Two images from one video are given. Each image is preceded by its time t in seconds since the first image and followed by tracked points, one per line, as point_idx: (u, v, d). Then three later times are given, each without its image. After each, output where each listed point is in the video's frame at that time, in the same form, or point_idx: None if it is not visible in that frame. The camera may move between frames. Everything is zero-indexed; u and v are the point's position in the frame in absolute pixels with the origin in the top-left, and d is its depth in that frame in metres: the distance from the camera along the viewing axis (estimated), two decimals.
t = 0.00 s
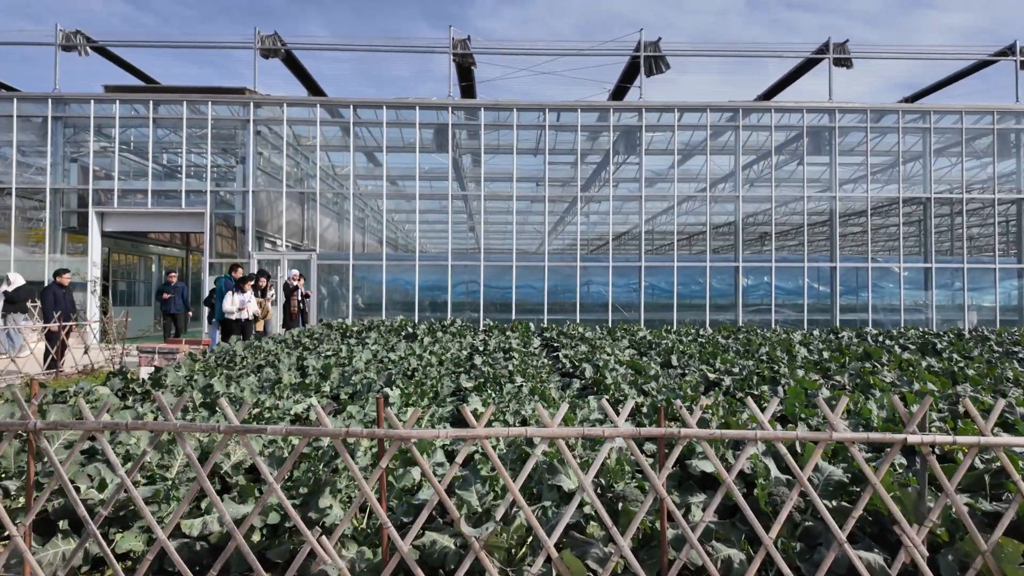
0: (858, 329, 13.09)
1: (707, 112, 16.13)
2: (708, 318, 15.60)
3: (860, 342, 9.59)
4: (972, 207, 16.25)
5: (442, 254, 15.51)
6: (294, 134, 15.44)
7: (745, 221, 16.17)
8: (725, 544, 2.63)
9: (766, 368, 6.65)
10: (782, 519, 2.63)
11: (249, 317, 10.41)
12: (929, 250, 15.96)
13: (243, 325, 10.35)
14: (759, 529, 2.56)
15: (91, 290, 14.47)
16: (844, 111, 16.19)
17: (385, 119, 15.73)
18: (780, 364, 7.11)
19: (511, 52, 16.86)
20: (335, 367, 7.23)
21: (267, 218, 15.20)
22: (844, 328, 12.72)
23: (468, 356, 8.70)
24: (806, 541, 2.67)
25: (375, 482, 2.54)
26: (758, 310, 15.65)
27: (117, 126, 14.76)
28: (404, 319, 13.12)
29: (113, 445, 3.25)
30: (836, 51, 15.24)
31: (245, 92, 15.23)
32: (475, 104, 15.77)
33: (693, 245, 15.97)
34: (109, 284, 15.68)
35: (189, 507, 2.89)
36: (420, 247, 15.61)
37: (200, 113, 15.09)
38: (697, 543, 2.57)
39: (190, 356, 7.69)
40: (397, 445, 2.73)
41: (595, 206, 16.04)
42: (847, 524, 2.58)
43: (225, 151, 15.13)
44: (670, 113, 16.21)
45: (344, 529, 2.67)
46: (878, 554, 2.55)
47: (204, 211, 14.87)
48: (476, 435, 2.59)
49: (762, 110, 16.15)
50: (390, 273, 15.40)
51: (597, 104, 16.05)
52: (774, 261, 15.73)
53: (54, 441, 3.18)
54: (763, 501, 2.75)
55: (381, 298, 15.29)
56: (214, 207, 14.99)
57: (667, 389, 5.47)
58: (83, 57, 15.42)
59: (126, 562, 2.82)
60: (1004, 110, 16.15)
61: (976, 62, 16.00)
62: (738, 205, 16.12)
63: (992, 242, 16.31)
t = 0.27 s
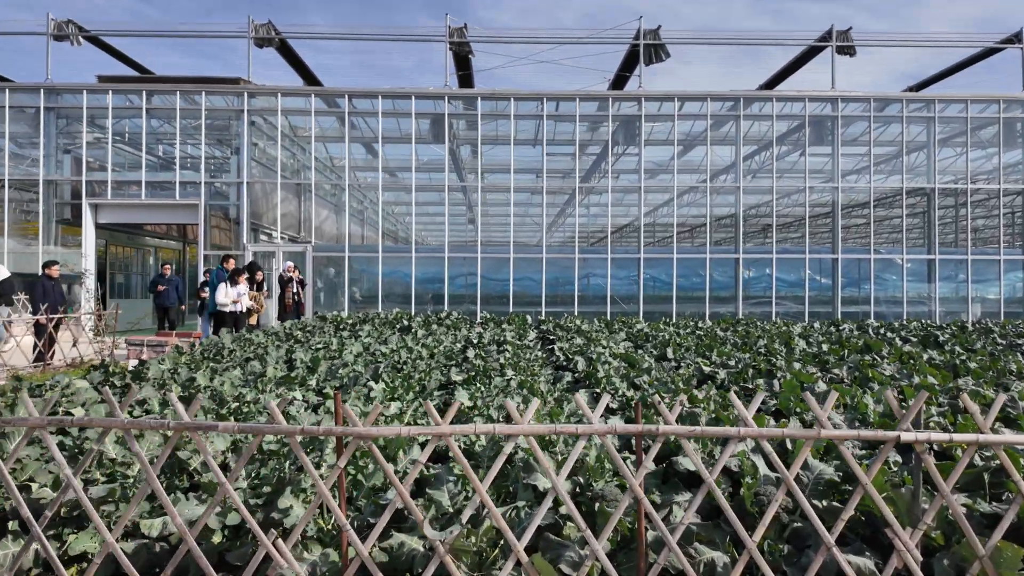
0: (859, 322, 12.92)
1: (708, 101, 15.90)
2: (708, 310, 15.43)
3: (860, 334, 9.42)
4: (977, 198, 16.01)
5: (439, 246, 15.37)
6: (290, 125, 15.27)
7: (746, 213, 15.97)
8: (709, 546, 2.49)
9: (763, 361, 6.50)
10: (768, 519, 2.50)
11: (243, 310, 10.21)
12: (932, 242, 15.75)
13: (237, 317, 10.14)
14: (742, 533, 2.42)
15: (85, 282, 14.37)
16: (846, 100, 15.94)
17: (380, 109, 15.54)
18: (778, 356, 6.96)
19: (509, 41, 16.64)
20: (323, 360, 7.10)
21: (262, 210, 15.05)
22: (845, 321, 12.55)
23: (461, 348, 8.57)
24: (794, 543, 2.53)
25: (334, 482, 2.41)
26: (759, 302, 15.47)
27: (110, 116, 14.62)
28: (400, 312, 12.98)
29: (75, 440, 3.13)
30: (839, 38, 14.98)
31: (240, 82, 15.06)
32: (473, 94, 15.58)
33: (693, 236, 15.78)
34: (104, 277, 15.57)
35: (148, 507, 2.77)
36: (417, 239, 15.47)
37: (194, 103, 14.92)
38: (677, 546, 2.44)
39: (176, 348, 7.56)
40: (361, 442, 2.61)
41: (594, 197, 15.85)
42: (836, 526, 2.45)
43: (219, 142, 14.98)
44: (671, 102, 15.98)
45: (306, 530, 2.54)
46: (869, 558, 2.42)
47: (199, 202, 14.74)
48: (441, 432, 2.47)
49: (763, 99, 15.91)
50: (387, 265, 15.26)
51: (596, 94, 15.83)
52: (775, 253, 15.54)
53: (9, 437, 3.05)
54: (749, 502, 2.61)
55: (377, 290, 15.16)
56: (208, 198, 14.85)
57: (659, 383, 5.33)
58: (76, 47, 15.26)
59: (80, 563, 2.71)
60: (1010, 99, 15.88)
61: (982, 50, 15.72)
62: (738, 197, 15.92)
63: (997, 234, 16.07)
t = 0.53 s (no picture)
0: (862, 313, 12.73)
1: (710, 89, 15.64)
2: (709, 302, 15.24)
3: (863, 327, 9.26)
4: (984, 188, 15.76)
5: (438, 236, 15.21)
6: (287, 115, 15.10)
7: (748, 204, 15.73)
8: (694, 554, 2.35)
9: (761, 355, 6.35)
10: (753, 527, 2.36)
11: (237, 301, 10.09)
12: (938, 233, 15.51)
13: (231, 309, 10.04)
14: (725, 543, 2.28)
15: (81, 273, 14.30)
16: (851, 88, 15.65)
17: (377, 97, 15.34)
18: (776, 350, 6.81)
19: (509, 28, 16.39)
20: (313, 354, 6.97)
21: (259, 200, 14.92)
22: (848, 312, 12.37)
23: (455, 341, 8.43)
24: (780, 552, 2.39)
25: (288, 489, 2.29)
26: (761, 294, 15.28)
27: (104, 106, 14.49)
28: (397, 303, 12.85)
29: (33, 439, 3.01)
30: (845, 24, 14.69)
31: (235, 70, 14.88)
32: (472, 82, 15.35)
33: (695, 227, 15.60)
34: (101, 267, 15.50)
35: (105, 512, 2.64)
36: (415, 229, 15.32)
37: (189, 93, 14.76)
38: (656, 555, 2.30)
39: (164, 340, 7.45)
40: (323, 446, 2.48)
41: (594, 188, 15.66)
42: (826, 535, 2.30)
43: (215, 132, 14.83)
44: (673, 90, 15.72)
45: (267, 536, 2.42)
46: (860, 569, 2.28)
47: (195, 192, 14.61)
48: (403, 436, 2.34)
49: (767, 87, 15.64)
50: (384, 256, 15.13)
51: (596, 82, 15.59)
52: (778, 243, 15.33)
53: None
54: (734, 507, 2.46)
55: (375, 281, 15.02)
56: (205, 189, 14.73)
57: (651, 377, 5.19)
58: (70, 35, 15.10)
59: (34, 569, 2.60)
60: (1019, 86, 15.56)
61: (991, 36, 15.42)
62: (741, 186, 15.69)
63: (1004, 225, 15.83)
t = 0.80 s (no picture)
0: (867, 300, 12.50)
1: (714, 70, 15.30)
2: (711, 288, 15.03)
3: (867, 313, 9.06)
4: (994, 172, 15.43)
5: (436, 222, 15.02)
6: (284, 98, 14.86)
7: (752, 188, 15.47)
8: (680, 553, 2.19)
9: (762, 341, 6.16)
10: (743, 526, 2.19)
11: (230, 286, 9.93)
12: (946, 218, 15.21)
13: (223, 294, 9.87)
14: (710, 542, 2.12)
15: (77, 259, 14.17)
16: (859, 68, 15.28)
17: (374, 79, 15.07)
18: (777, 336, 6.63)
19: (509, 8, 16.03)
20: (303, 339, 6.81)
21: (255, 184, 14.72)
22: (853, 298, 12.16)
23: (450, 327, 8.27)
24: (772, 550, 2.24)
25: (237, 483, 2.14)
26: (765, 280, 15.04)
27: (98, 89, 14.28)
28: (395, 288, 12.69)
29: None
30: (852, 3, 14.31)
31: (230, 52, 14.63)
32: (470, 63, 15.06)
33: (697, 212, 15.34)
34: (97, 252, 15.38)
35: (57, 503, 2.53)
36: (414, 215, 15.13)
37: (183, 75, 14.53)
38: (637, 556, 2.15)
39: (152, 325, 7.31)
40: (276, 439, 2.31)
41: (595, 173, 15.41)
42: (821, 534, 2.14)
43: (210, 115, 14.62)
44: (676, 71, 15.39)
45: (224, 533, 2.28)
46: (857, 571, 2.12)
47: (190, 176, 14.43)
48: (361, 427, 2.17)
49: (772, 68, 15.29)
50: (382, 241, 14.96)
51: (597, 63, 15.27)
52: (782, 229, 15.06)
53: None
54: (724, 503, 2.30)
55: (373, 267, 14.85)
56: (200, 173, 14.54)
57: (646, 364, 5.02)
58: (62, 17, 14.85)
59: None
60: None
61: (1004, 15, 15.01)
62: (744, 171, 15.41)
63: (1014, 210, 15.52)
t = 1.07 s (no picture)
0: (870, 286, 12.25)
1: (716, 51, 14.93)
2: (711, 275, 14.78)
3: (871, 301, 8.83)
4: (1001, 156, 15.11)
5: (431, 208, 14.76)
6: (276, 80, 14.53)
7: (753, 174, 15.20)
8: (668, 566, 1.99)
9: (763, 330, 5.94)
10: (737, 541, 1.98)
11: (219, 272, 9.48)
12: (951, 203, 14.93)
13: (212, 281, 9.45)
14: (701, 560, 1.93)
15: (66, 244, 13.94)
16: (864, 49, 14.89)
17: (367, 61, 14.74)
18: (779, 325, 6.41)
19: None
20: (288, 328, 6.59)
21: (247, 169, 14.45)
22: (856, 285, 11.92)
23: (441, 314, 8.05)
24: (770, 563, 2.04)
25: (167, 492, 1.98)
26: (766, 267, 14.79)
27: (85, 70, 13.97)
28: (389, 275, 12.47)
29: None
30: None
31: (220, 33, 14.28)
32: (466, 44, 14.71)
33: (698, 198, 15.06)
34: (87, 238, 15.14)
35: None
36: (409, 200, 14.86)
37: (172, 56, 14.20)
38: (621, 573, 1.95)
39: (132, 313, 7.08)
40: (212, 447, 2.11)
41: (593, 158, 15.13)
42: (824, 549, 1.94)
43: (201, 98, 14.32)
44: (677, 53, 15.02)
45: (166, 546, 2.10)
46: None
47: (180, 161, 14.16)
48: (306, 433, 1.98)
49: (775, 49, 14.92)
50: (376, 227, 14.71)
51: (596, 44, 14.90)
52: (784, 214, 14.78)
53: None
54: (717, 512, 2.08)
55: (368, 254, 14.62)
56: (191, 157, 14.27)
57: (641, 354, 4.80)
58: None
59: None
60: None
61: None
62: (746, 155, 15.10)
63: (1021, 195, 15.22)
